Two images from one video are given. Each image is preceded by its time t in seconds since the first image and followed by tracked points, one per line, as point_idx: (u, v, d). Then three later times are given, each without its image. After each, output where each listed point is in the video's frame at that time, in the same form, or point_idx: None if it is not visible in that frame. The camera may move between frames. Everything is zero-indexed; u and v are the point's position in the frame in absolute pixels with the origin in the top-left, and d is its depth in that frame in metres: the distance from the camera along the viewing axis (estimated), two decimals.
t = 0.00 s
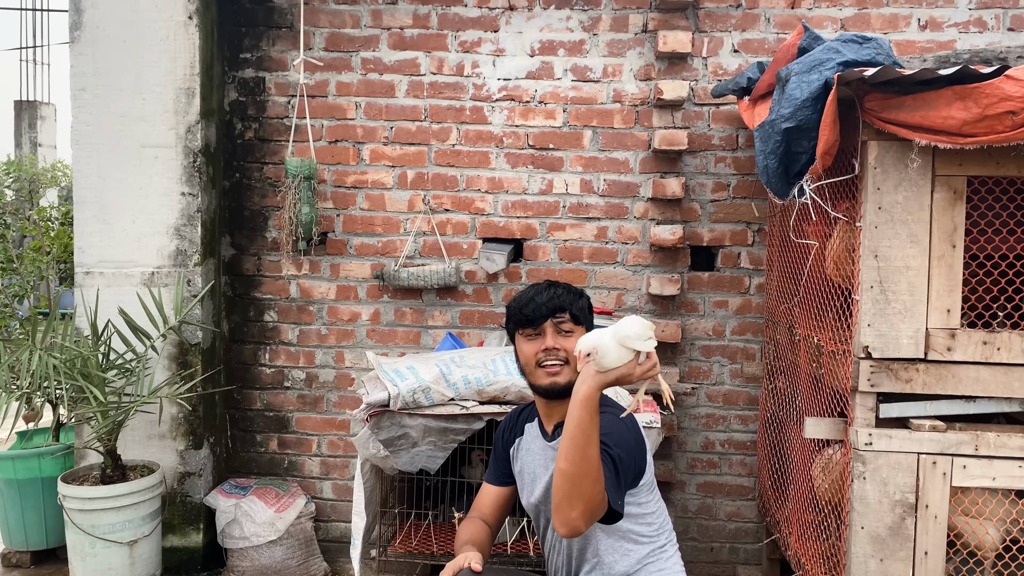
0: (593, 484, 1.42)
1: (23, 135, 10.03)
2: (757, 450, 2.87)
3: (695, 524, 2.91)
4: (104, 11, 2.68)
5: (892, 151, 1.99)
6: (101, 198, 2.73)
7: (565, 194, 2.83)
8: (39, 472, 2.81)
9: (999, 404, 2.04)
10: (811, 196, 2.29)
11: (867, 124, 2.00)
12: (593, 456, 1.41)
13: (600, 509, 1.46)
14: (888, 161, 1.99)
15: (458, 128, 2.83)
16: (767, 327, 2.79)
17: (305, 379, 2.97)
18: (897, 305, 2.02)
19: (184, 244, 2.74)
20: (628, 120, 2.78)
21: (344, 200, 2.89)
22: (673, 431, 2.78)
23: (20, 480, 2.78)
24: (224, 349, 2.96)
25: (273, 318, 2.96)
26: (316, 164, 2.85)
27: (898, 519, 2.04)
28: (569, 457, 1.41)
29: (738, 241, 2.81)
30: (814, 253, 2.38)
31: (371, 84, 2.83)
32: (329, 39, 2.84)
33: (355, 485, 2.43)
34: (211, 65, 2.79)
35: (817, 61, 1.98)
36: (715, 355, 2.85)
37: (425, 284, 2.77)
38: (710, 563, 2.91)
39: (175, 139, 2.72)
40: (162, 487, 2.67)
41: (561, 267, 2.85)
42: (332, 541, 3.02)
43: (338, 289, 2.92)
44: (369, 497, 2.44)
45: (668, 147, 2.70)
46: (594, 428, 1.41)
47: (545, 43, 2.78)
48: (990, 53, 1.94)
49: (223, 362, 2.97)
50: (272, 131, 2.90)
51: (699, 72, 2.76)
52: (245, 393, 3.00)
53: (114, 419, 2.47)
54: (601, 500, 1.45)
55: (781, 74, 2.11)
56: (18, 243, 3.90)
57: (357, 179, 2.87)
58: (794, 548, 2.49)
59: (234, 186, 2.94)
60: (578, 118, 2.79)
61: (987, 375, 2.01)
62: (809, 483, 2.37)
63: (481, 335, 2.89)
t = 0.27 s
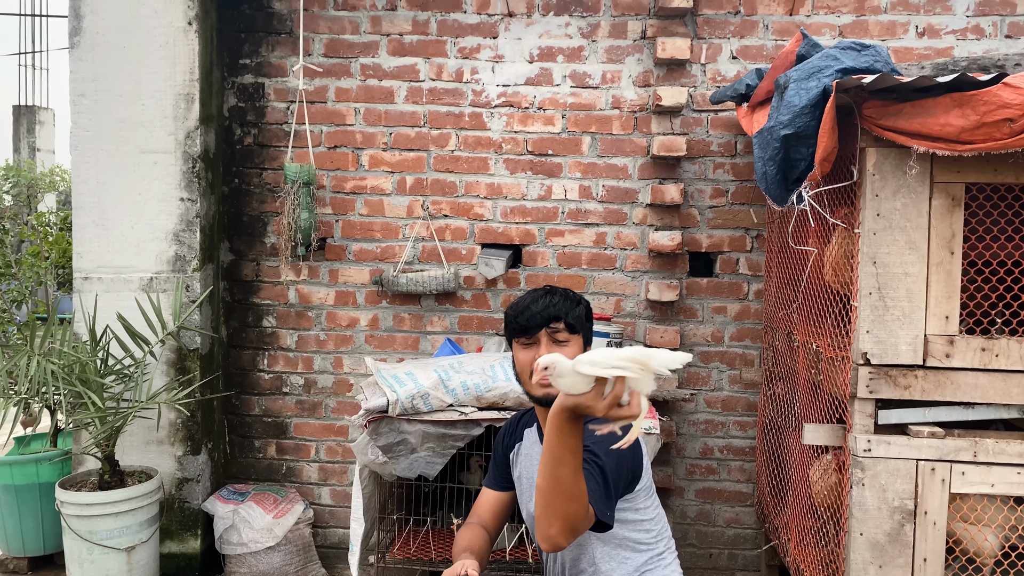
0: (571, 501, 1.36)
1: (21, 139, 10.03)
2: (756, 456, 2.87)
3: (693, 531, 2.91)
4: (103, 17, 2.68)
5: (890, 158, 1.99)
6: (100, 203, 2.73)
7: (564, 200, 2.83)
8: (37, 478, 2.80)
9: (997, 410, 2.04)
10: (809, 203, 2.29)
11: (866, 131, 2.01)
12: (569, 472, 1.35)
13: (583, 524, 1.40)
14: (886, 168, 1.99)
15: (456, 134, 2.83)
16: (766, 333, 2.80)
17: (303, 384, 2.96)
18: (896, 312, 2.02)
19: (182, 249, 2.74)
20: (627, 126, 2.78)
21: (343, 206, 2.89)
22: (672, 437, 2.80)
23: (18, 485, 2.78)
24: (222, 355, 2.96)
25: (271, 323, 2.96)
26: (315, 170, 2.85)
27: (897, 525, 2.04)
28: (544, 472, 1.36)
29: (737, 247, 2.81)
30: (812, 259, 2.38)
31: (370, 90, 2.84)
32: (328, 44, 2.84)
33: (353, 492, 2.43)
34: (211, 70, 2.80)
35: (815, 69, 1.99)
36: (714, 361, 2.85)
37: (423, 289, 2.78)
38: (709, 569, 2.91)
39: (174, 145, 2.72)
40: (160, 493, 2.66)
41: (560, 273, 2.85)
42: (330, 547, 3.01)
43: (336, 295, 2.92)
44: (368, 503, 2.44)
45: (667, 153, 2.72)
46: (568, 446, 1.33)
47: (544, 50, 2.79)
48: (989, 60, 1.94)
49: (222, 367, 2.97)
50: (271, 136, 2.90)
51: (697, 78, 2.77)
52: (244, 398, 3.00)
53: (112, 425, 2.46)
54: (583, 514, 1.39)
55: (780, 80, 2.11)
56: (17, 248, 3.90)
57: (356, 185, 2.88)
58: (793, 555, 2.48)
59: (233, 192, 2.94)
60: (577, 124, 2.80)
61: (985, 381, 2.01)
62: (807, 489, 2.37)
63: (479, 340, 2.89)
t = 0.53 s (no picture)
0: (566, 552, 1.33)
1: (19, 143, 10.02)
2: (753, 460, 2.87)
3: (691, 535, 2.90)
4: (100, 20, 2.68)
5: (887, 162, 1.99)
6: (97, 207, 2.73)
7: (561, 204, 2.83)
8: (33, 483, 2.79)
9: (995, 414, 2.04)
10: (806, 207, 2.29)
11: (863, 135, 2.01)
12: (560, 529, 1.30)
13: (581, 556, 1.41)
14: (883, 171, 1.99)
15: (454, 137, 2.83)
16: (764, 336, 2.79)
17: (300, 388, 2.96)
18: (893, 315, 2.02)
19: (179, 253, 2.74)
20: (624, 130, 2.78)
21: (340, 209, 2.89)
22: (669, 440, 2.77)
23: (13, 490, 2.77)
24: (220, 359, 2.95)
25: (268, 327, 2.95)
26: (313, 174, 2.85)
27: (895, 529, 2.04)
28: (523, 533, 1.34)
29: (734, 250, 2.81)
30: (809, 262, 2.38)
31: (367, 94, 2.84)
32: (325, 48, 2.84)
33: (350, 495, 2.42)
34: (208, 74, 2.79)
35: (812, 72, 1.98)
36: (712, 364, 2.85)
37: (422, 293, 2.76)
38: (707, 573, 2.90)
39: (171, 148, 2.71)
40: (157, 497, 2.65)
41: (558, 277, 2.85)
42: (328, 552, 3.01)
43: (334, 299, 2.91)
44: (365, 507, 2.43)
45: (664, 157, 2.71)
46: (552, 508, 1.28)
47: (541, 53, 2.79)
48: (985, 64, 1.94)
49: (219, 371, 2.96)
50: (268, 140, 2.90)
51: (694, 82, 2.77)
52: (241, 403, 2.99)
53: (109, 429, 2.46)
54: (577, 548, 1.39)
55: (777, 84, 2.11)
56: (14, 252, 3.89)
57: (353, 188, 2.88)
58: (790, 559, 2.48)
59: (230, 195, 2.93)
60: (574, 128, 2.80)
61: (982, 385, 2.01)
62: (805, 493, 2.37)
63: (477, 344, 2.89)
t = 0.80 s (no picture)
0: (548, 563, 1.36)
1: (17, 145, 10.01)
2: (752, 461, 2.87)
3: (690, 535, 2.90)
4: (98, 22, 2.68)
5: (885, 162, 1.99)
6: (94, 209, 2.72)
7: (560, 205, 2.83)
8: (31, 485, 2.79)
9: (993, 414, 2.04)
10: (805, 207, 2.29)
11: (861, 135, 2.01)
12: (536, 544, 1.36)
13: (579, 562, 1.41)
14: (881, 172, 2.00)
15: (452, 138, 2.83)
16: (762, 337, 2.79)
17: (299, 390, 2.95)
18: (891, 315, 2.02)
19: (177, 255, 2.73)
20: (622, 131, 2.79)
21: (338, 211, 2.89)
22: (667, 441, 2.79)
23: (11, 492, 2.77)
24: (217, 361, 2.95)
25: (266, 329, 2.95)
26: (310, 175, 2.85)
27: (893, 529, 2.03)
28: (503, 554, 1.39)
29: (732, 251, 2.81)
30: (807, 263, 2.38)
31: (365, 95, 2.84)
32: (323, 49, 2.84)
33: (349, 496, 2.41)
34: (206, 75, 2.79)
35: (809, 73, 1.98)
36: (710, 365, 2.85)
37: (420, 294, 2.76)
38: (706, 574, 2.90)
39: (169, 150, 2.71)
40: (155, 499, 2.65)
41: (556, 278, 2.85)
42: (326, 553, 3.00)
43: (332, 300, 2.91)
44: (363, 509, 2.43)
45: (662, 157, 2.71)
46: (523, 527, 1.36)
47: (539, 54, 2.79)
48: (982, 64, 1.95)
49: (217, 373, 2.96)
50: (266, 141, 2.90)
51: (692, 83, 2.77)
52: (239, 404, 2.99)
53: (106, 431, 2.45)
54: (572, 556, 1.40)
55: (774, 84, 2.11)
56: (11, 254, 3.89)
57: (351, 190, 2.87)
58: (789, 560, 2.48)
59: (228, 197, 2.93)
60: (572, 129, 2.80)
61: (980, 385, 2.01)
62: (803, 493, 2.37)
63: (475, 345, 2.89)
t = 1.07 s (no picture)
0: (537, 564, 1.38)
1: (14, 146, 9.99)
2: (750, 460, 2.87)
3: (688, 535, 2.90)
4: (95, 22, 2.67)
5: (882, 161, 1.99)
6: (91, 210, 2.72)
7: (558, 205, 2.83)
8: (28, 486, 2.79)
9: (991, 412, 2.04)
10: (802, 206, 2.29)
11: (858, 133, 2.01)
12: (520, 548, 1.39)
13: (570, 562, 1.42)
14: (878, 170, 2.00)
15: (450, 138, 2.83)
16: (760, 336, 2.80)
17: (297, 390, 2.95)
18: (889, 314, 2.02)
19: (175, 255, 2.73)
20: (620, 130, 2.79)
21: (336, 211, 2.88)
22: (666, 441, 2.77)
23: (9, 493, 2.76)
24: (215, 361, 2.95)
25: (264, 329, 2.95)
26: (308, 175, 2.84)
27: (891, 528, 2.03)
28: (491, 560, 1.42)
29: (730, 250, 2.81)
30: (805, 261, 2.38)
31: (362, 95, 2.83)
32: (320, 49, 2.84)
33: (346, 496, 2.42)
34: (203, 76, 2.79)
35: (807, 71, 1.98)
36: (708, 364, 2.85)
37: (418, 294, 2.76)
38: (705, 573, 2.90)
39: (166, 150, 2.71)
40: (153, 500, 2.64)
41: (554, 277, 2.85)
42: (325, 554, 3.00)
43: (330, 300, 2.91)
44: (361, 509, 2.43)
45: (659, 156, 2.71)
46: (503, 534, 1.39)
47: (536, 54, 2.79)
48: (979, 63, 1.95)
49: (214, 373, 2.96)
50: (263, 141, 2.90)
51: (690, 82, 2.77)
52: (237, 405, 2.99)
53: (104, 432, 2.45)
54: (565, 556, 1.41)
55: (772, 83, 2.11)
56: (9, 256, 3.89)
57: (349, 190, 2.87)
58: (788, 558, 2.48)
59: (225, 197, 2.93)
60: (570, 128, 2.80)
61: (978, 383, 2.01)
62: (802, 492, 2.37)
63: (473, 345, 2.88)
